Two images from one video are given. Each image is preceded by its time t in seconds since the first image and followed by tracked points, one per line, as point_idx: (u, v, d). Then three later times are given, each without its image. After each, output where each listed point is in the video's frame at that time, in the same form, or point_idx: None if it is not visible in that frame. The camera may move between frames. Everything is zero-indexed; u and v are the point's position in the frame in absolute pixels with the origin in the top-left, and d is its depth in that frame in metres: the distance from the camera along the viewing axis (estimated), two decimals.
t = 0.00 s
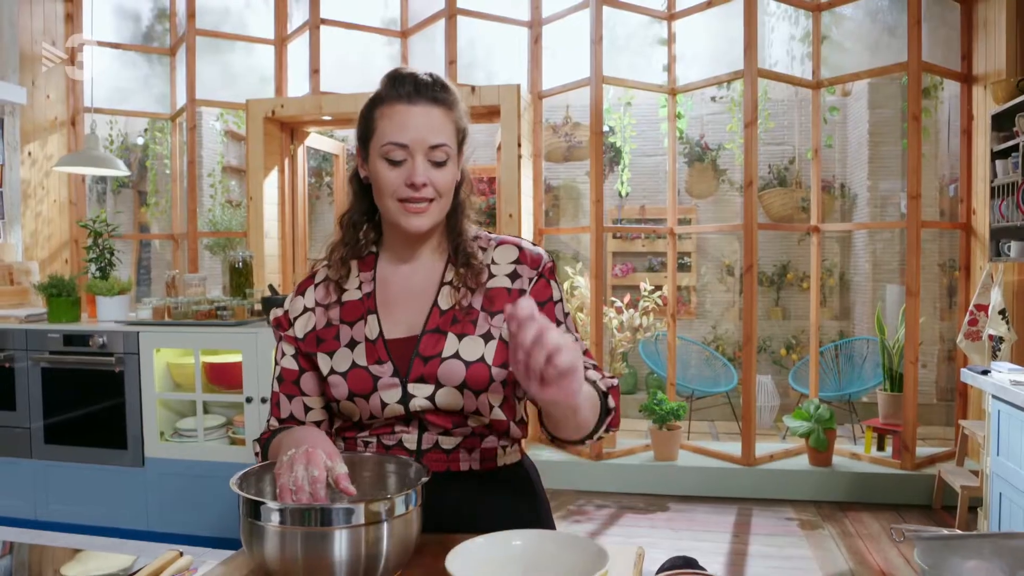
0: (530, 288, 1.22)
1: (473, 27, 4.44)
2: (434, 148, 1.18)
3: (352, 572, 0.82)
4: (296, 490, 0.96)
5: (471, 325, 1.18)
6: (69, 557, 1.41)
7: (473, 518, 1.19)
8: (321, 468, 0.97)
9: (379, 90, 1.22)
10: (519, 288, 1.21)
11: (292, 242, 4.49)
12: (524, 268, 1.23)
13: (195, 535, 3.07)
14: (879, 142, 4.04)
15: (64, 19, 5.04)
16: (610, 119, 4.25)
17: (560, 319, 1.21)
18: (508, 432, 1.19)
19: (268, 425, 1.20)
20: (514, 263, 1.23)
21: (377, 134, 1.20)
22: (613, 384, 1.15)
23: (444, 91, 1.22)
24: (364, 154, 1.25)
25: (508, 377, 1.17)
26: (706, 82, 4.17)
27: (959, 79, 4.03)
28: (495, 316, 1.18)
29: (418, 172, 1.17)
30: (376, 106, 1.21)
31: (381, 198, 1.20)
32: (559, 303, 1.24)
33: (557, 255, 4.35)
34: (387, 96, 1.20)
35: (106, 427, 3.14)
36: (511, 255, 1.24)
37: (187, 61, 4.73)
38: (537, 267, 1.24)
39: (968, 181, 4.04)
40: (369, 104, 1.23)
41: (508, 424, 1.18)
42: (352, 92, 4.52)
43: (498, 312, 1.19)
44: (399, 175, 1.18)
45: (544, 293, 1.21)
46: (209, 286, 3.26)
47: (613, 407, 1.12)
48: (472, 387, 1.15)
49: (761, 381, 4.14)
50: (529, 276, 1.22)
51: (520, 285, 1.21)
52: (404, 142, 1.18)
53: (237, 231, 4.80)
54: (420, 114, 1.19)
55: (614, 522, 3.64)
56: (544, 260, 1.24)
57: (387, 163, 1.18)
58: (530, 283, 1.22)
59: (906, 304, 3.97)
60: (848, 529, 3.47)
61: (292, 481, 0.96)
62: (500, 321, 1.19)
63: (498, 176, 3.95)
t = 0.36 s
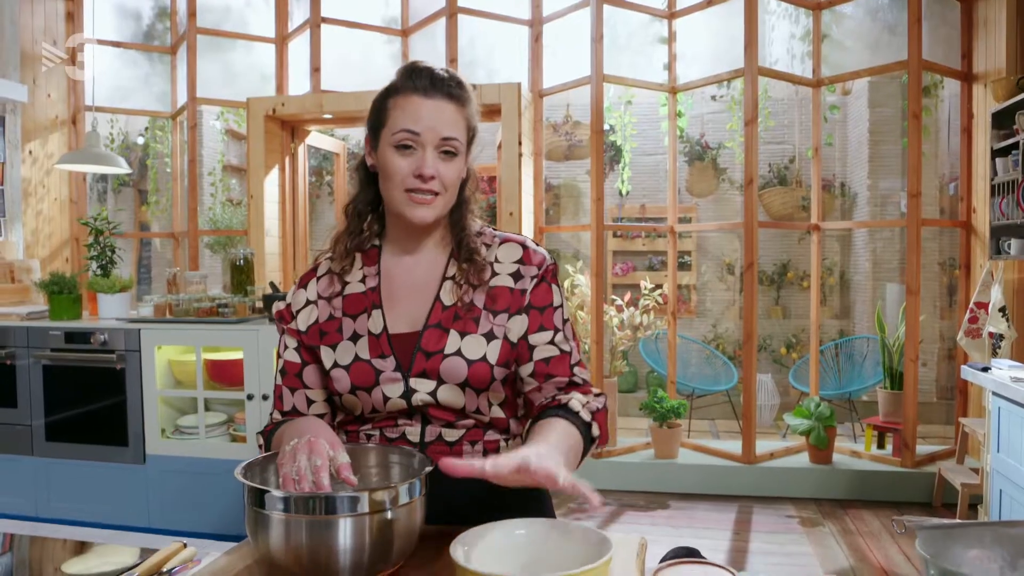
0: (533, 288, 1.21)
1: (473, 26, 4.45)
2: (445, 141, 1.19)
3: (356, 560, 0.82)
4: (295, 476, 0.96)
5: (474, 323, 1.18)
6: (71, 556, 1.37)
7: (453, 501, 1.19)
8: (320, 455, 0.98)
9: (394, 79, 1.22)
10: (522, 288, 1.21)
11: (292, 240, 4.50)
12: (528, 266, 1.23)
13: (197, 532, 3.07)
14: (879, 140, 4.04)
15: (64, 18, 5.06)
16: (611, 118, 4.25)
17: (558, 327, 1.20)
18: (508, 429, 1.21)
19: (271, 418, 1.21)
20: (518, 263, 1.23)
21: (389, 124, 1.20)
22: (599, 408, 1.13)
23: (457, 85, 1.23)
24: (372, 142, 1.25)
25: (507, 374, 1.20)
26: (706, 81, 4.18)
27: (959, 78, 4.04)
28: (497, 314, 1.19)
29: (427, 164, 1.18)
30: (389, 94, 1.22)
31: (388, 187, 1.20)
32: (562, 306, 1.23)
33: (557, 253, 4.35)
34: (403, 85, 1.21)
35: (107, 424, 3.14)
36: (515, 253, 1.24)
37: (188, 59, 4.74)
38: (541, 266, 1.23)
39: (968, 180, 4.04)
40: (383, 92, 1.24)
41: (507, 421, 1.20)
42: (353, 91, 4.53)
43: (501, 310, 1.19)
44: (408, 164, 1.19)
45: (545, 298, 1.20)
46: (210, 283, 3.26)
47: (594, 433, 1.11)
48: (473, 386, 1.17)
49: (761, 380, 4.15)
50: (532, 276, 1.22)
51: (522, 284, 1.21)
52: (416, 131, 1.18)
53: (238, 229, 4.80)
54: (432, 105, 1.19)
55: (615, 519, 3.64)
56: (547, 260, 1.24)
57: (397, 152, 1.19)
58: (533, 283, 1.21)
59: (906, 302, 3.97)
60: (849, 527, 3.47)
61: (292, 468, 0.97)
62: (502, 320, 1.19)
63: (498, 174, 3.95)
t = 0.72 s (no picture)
0: (534, 280, 1.23)
1: (470, 25, 4.45)
2: (457, 151, 1.20)
3: (358, 549, 0.83)
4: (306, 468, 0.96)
5: (475, 315, 1.19)
6: (66, 554, 1.30)
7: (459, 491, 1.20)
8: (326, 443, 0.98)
9: (409, 80, 1.21)
10: (522, 282, 1.22)
11: (288, 238, 4.50)
12: (528, 260, 1.24)
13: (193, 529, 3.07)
14: (873, 139, 4.06)
15: (59, 16, 5.04)
16: (607, 117, 4.27)
17: (562, 317, 1.22)
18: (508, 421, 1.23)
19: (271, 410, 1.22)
20: (518, 256, 1.25)
21: (401, 129, 1.20)
22: (613, 400, 1.13)
23: (475, 92, 1.22)
24: (383, 143, 1.25)
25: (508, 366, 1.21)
26: (702, 80, 4.19)
27: (953, 77, 4.06)
28: (499, 307, 1.20)
29: (438, 174, 1.18)
30: (402, 95, 1.21)
31: (398, 193, 1.21)
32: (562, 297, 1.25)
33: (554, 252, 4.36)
34: (418, 87, 1.20)
35: (103, 422, 3.14)
36: (514, 247, 1.26)
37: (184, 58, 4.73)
38: (540, 259, 1.25)
39: (962, 179, 4.07)
40: (396, 90, 1.23)
41: (507, 413, 1.22)
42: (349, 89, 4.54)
43: (502, 303, 1.20)
44: (419, 172, 1.19)
45: (548, 288, 1.22)
46: (207, 281, 3.26)
47: (613, 425, 1.10)
48: (475, 377, 1.18)
49: (756, 378, 4.16)
50: (533, 269, 1.23)
51: (524, 277, 1.23)
52: (427, 141, 1.18)
53: (234, 228, 4.79)
54: (445, 112, 1.19)
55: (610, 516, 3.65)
56: (547, 253, 1.25)
57: (409, 158, 1.20)
58: (533, 276, 1.23)
59: (900, 299, 3.99)
60: (844, 523, 3.49)
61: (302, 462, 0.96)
62: (503, 312, 1.20)
63: (495, 173, 3.96)
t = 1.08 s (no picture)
0: (538, 281, 1.23)
1: (465, 24, 4.45)
2: (466, 140, 1.21)
3: (363, 539, 0.84)
4: (309, 454, 0.97)
5: (478, 313, 1.20)
6: (61, 551, 1.27)
7: (460, 488, 1.22)
8: (337, 433, 1.00)
9: (420, 72, 1.23)
10: (525, 281, 1.22)
11: (283, 237, 4.50)
12: (532, 260, 1.24)
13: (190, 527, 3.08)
14: (866, 139, 4.09)
15: (54, 14, 5.02)
16: (602, 116, 4.28)
17: (563, 320, 1.22)
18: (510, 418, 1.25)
19: (275, 404, 1.22)
20: (521, 256, 1.25)
21: (411, 118, 1.21)
22: (609, 403, 1.14)
23: (482, 85, 1.24)
24: (390, 133, 1.26)
25: (509, 365, 1.22)
26: (696, 79, 4.21)
27: (945, 77, 4.09)
28: (502, 306, 1.20)
29: (449, 160, 1.19)
30: (413, 87, 1.23)
31: (407, 181, 1.22)
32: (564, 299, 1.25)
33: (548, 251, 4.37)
34: (427, 79, 1.22)
35: (99, 421, 3.14)
36: (518, 247, 1.26)
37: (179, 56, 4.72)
38: (543, 259, 1.25)
39: (954, 179, 4.10)
40: (406, 83, 1.24)
41: (508, 410, 1.23)
42: (345, 88, 4.54)
43: (506, 302, 1.21)
44: (429, 160, 1.20)
45: (550, 291, 1.22)
46: (203, 279, 3.26)
47: (608, 429, 1.11)
48: (477, 374, 1.19)
49: (750, 376, 4.18)
50: (537, 270, 1.23)
51: (528, 277, 1.23)
52: (438, 128, 1.20)
53: (229, 226, 4.79)
54: (455, 103, 1.21)
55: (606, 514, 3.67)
56: (550, 253, 1.26)
57: (419, 146, 1.21)
58: (536, 276, 1.23)
59: (893, 298, 4.02)
60: (837, 520, 3.52)
61: (307, 442, 0.98)
62: (507, 311, 1.21)
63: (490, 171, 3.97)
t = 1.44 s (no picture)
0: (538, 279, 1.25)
1: (460, 22, 4.45)
2: (465, 134, 1.22)
3: (368, 529, 0.85)
4: (323, 429, 0.99)
5: (481, 308, 1.22)
6: (54, 551, 1.14)
7: (462, 483, 1.22)
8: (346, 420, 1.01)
9: (416, 69, 1.24)
10: (526, 277, 1.24)
11: (278, 236, 4.51)
12: (534, 256, 1.26)
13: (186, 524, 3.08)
14: (859, 139, 4.12)
15: (47, 12, 4.98)
16: (597, 115, 4.28)
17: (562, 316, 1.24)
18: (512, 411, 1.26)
19: (278, 397, 1.22)
20: (524, 253, 1.26)
21: (410, 115, 1.23)
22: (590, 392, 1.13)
23: (478, 79, 1.25)
24: (390, 130, 1.27)
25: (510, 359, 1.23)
26: (690, 79, 4.23)
27: (937, 77, 4.13)
28: (505, 301, 1.22)
29: (448, 155, 1.21)
30: (411, 84, 1.24)
31: (408, 177, 1.23)
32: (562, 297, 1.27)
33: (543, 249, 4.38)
34: (425, 77, 1.23)
35: (95, 419, 3.14)
36: (521, 244, 1.27)
37: (173, 55, 4.72)
38: (545, 258, 1.26)
39: (945, 178, 4.14)
40: (404, 80, 1.26)
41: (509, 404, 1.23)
42: (340, 87, 4.55)
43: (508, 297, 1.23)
44: (429, 155, 1.21)
45: (549, 289, 1.24)
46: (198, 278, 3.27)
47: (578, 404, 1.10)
48: (480, 369, 1.20)
49: (744, 375, 4.20)
50: (539, 267, 1.25)
51: (530, 273, 1.25)
52: (437, 123, 1.21)
53: (223, 225, 4.79)
54: (453, 98, 1.22)
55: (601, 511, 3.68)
56: (552, 251, 1.28)
57: (418, 142, 1.22)
58: (537, 274, 1.25)
59: (886, 296, 4.04)
60: (830, 517, 3.54)
61: (320, 417, 0.99)
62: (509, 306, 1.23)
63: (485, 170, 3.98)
